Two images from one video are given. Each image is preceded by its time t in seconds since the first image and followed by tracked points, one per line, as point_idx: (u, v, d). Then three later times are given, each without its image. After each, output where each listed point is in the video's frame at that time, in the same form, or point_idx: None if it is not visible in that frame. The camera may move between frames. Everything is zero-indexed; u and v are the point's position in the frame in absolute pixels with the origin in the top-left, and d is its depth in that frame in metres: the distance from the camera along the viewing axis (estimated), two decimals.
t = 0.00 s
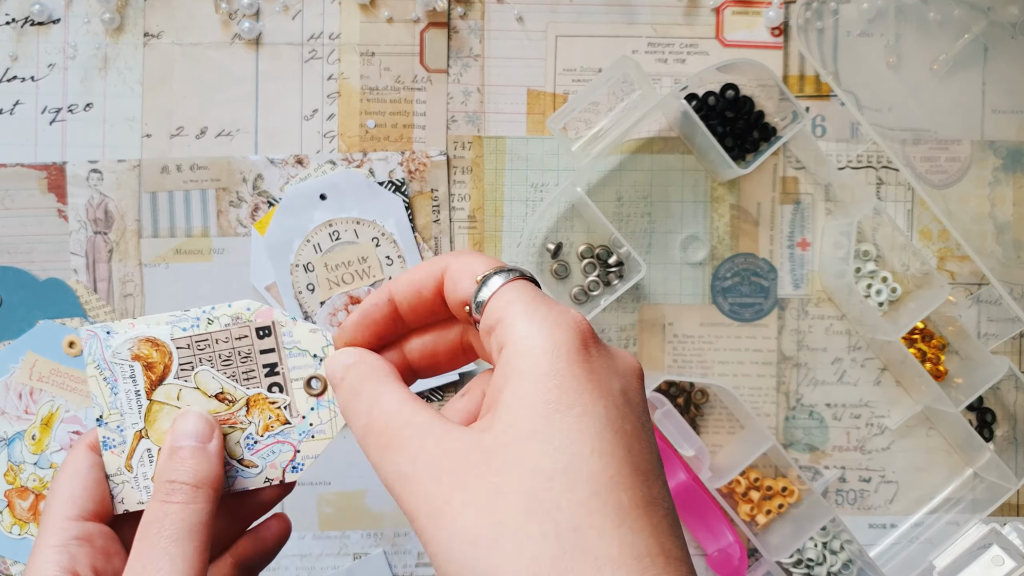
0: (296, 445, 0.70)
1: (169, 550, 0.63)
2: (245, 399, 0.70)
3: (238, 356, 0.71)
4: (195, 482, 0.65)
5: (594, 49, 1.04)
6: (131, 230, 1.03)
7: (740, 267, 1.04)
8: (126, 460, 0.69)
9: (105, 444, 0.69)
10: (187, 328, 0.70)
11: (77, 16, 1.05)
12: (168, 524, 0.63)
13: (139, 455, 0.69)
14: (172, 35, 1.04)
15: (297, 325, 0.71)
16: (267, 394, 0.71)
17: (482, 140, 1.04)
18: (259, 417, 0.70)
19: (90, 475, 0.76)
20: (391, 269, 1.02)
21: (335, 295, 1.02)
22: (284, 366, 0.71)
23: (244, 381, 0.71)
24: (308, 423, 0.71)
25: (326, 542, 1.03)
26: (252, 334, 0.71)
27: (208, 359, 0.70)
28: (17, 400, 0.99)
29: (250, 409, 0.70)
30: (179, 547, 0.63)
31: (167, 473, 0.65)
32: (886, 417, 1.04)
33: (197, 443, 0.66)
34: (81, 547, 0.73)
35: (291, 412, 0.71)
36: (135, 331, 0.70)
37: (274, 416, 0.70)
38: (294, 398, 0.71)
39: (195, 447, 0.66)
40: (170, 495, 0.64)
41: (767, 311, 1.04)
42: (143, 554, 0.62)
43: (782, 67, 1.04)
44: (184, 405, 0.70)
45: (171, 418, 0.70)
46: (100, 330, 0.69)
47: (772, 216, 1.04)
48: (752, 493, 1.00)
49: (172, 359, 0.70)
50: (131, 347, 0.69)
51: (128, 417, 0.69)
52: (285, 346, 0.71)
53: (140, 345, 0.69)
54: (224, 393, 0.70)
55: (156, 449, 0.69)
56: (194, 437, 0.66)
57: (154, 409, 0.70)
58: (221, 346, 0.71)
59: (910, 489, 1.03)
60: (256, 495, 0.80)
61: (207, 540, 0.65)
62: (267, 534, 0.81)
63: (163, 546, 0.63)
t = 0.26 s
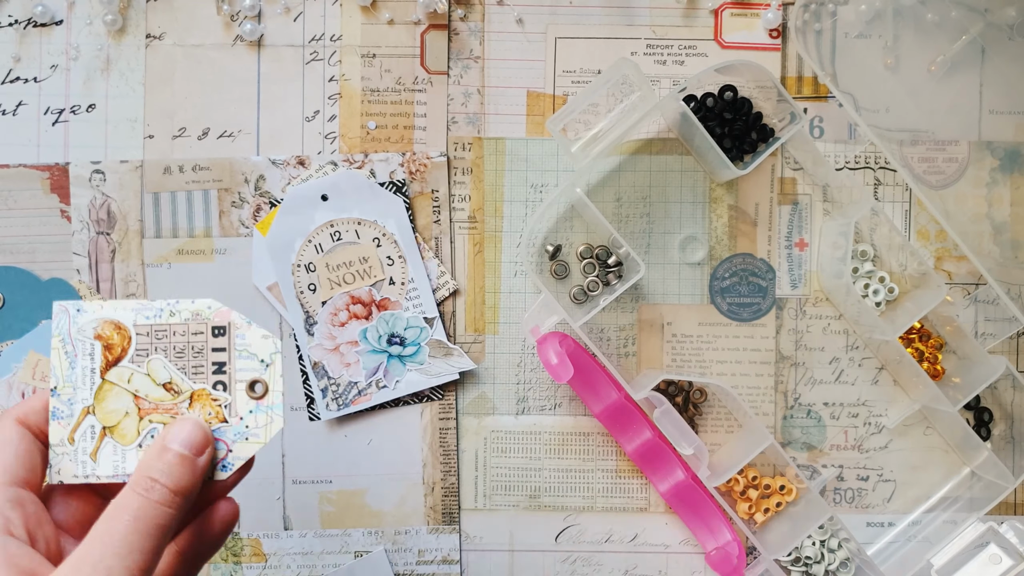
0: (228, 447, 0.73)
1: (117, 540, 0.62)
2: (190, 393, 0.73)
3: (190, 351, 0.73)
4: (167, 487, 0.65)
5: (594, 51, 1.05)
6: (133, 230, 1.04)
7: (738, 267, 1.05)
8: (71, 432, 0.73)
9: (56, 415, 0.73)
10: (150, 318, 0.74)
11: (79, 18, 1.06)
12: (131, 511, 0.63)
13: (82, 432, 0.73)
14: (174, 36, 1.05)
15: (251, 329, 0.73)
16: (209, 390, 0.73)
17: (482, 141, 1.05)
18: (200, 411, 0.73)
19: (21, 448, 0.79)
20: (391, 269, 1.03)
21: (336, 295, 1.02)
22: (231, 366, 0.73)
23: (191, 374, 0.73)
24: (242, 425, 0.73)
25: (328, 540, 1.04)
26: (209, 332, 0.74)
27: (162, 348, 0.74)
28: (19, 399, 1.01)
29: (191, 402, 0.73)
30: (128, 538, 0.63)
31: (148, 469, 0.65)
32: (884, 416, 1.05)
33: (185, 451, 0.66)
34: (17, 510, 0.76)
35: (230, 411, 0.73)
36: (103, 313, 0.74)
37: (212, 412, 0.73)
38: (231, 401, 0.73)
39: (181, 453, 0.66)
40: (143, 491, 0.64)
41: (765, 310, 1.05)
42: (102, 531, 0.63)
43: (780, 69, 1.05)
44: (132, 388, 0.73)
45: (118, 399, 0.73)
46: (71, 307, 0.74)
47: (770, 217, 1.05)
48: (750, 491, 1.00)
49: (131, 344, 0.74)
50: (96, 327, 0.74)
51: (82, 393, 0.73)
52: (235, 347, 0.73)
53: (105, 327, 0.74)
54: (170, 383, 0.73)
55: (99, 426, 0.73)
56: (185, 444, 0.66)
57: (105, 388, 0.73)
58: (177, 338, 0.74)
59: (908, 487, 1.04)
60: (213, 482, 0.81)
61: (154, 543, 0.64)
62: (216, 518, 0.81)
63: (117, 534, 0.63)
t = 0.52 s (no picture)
0: (235, 446, 0.75)
1: (106, 515, 0.63)
2: (202, 390, 0.75)
3: (207, 348, 0.76)
4: (167, 472, 0.66)
5: (593, 50, 1.05)
6: (133, 230, 1.04)
7: (738, 266, 1.05)
8: (75, 413, 0.74)
9: (61, 395, 0.74)
10: (169, 310, 0.77)
11: (79, 18, 1.06)
12: (124, 489, 0.64)
13: (87, 414, 0.75)
14: (174, 36, 1.05)
15: (271, 335, 0.76)
16: (222, 390, 0.75)
17: (482, 141, 1.05)
18: (211, 409, 0.75)
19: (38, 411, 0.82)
20: (391, 269, 1.03)
21: (336, 295, 1.02)
22: (248, 369, 0.75)
23: (205, 372, 0.75)
24: (252, 427, 0.75)
25: (328, 540, 1.04)
26: (228, 331, 0.76)
27: (178, 343, 0.76)
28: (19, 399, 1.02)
29: (203, 399, 0.75)
30: (117, 516, 0.63)
31: (151, 453, 0.66)
32: (884, 416, 1.05)
33: (189, 441, 0.68)
34: (21, 473, 0.79)
35: (242, 413, 0.75)
36: (120, 298, 0.76)
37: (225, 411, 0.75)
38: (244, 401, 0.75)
39: (186, 442, 0.67)
40: (141, 472, 0.65)
41: (765, 310, 1.05)
42: (92, 506, 0.63)
43: (780, 69, 1.04)
44: (143, 376, 0.75)
45: (128, 386, 0.75)
46: (88, 288, 0.76)
47: (770, 217, 1.05)
48: (750, 491, 1.00)
49: (146, 333, 0.76)
50: (111, 312, 0.76)
51: (89, 376, 0.75)
52: (253, 350, 0.76)
53: (120, 312, 0.76)
54: (184, 378, 0.75)
55: (105, 411, 0.75)
56: (190, 434, 0.68)
57: (113, 372, 0.75)
58: (195, 334, 0.76)
59: (908, 487, 1.04)
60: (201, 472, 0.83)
61: (142, 526, 0.65)
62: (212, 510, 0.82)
63: (108, 509, 0.63)
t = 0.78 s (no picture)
0: (176, 412, 0.73)
1: (39, 464, 0.65)
2: (174, 342, 0.74)
3: (199, 306, 0.74)
4: (102, 418, 0.65)
5: (593, 50, 1.05)
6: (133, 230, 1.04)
7: (738, 266, 1.05)
8: (53, 300, 0.75)
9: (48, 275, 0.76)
10: (186, 253, 0.75)
11: (79, 17, 1.06)
12: (59, 438, 0.65)
13: (61, 308, 0.75)
14: (174, 36, 1.05)
15: (263, 326, 0.73)
16: (191, 350, 0.73)
17: (482, 141, 1.05)
18: (173, 364, 0.73)
19: None
20: (391, 269, 1.03)
21: (336, 295, 1.02)
22: (225, 347, 0.73)
23: (186, 327, 0.74)
24: (200, 403, 0.73)
25: (328, 540, 1.04)
26: (230, 296, 0.74)
27: (177, 286, 0.75)
28: (20, 399, 1.03)
29: (171, 351, 0.74)
30: (50, 463, 0.65)
31: (88, 399, 0.65)
32: (884, 416, 1.05)
33: (128, 386, 0.66)
34: None
35: (196, 386, 0.73)
36: (146, 217, 0.77)
37: (178, 372, 0.73)
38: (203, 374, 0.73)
39: (126, 387, 0.66)
40: (77, 419, 0.65)
41: (766, 310, 1.05)
42: (31, 451, 0.65)
43: (780, 68, 1.04)
44: (129, 301, 0.75)
45: (113, 302, 0.75)
46: (123, 194, 0.77)
47: (770, 217, 1.05)
48: (750, 491, 1.00)
49: (153, 260, 0.76)
50: (132, 227, 0.77)
51: (82, 274, 0.76)
52: (239, 333, 0.73)
53: (139, 231, 0.76)
54: (163, 322, 0.74)
55: (81, 313, 0.75)
56: (130, 379, 0.66)
57: (101, 284, 0.76)
58: (196, 288, 0.75)
59: (908, 487, 1.04)
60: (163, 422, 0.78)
61: (75, 474, 0.66)
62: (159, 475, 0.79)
63: (42, 458, 0.65)
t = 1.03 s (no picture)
0: (170, 332, 0.67)
1: (37, 399, 0.60)
2: (170, 258, 0.68)
3: (200, 220, 0.68)
4: (95, 333, 0.60)
5: (594, 50, 1.05)
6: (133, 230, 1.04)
7: (738, 267, 1.05)
8: (40, 202, 0.69)
9: (36, 175, 0.69)
10: (186, 160, 0.69)
11: (79, 17, 1.06)
12: (53, 366, 0.60)
13: (49, 211, 0.69)
14: (174, 36, 1.05)
15: (268, 248, 0.67)
16: (188, 267, 0.68)
17: (482, 141, 1.05)
18: (168, 281, 0.67)
19: None
20: (391, 269, 1.03)
21: (336, 295, 1.02)
22: (225, 268, 0.67)
23: (184, 243, 0.68)
24: (195, 324, 0.67)
25: (328, 540, 1.04)
26: (235, 212, 0.68)
27: (176, 197, 0.69)
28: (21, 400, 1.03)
29: (166, 267, 0.68)
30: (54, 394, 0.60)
31: (76, 314, 0.60)
32: (884, 416, 1.05)
33: (117, 295, 0.61)
34: None
35: (191, 305, 0.67)
36: (146, 119, 0.69)
37: (172, 289, 0.67)
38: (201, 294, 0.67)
39: (112, 296, 0.61)
40: (69, 339, 0.60)
41: (766, 310, 1.05)
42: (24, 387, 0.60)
43: (780, 68, 1.04)
44: (122, 209, 0.69)
45: (104, 208, 0.69)
46: (122, 90, 0.69)
47: (770, 217, 1.05)
48: (750, 491, 1.00)
49: (152, 167, 0.69)
50: (129, 128, 0.69)
51: (70, 176, 0.69)
52: (242, 254, 0.67)
53: (138, 133, 0.69)
54: (160, 235, 0.68)
55: (69, 219, 0.69)
56: (116, 287, 0.61)
57: (93, 187, 0.69)
58: (196, 202, 0.68)
59: (908, 487, 1.04)
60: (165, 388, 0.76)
61: (84, 403, 0.61)
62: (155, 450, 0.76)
63: (38, 391, 0.60)
